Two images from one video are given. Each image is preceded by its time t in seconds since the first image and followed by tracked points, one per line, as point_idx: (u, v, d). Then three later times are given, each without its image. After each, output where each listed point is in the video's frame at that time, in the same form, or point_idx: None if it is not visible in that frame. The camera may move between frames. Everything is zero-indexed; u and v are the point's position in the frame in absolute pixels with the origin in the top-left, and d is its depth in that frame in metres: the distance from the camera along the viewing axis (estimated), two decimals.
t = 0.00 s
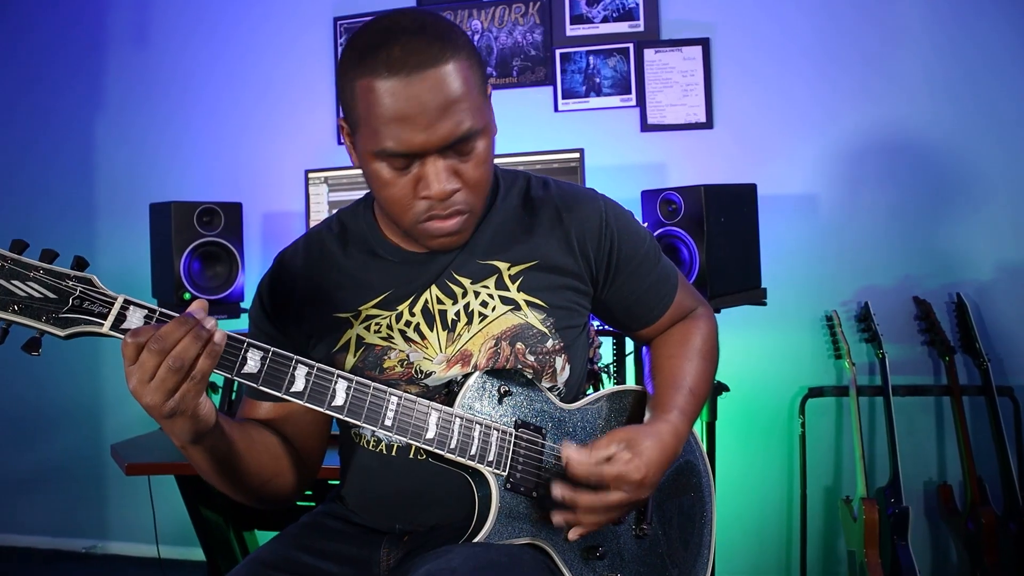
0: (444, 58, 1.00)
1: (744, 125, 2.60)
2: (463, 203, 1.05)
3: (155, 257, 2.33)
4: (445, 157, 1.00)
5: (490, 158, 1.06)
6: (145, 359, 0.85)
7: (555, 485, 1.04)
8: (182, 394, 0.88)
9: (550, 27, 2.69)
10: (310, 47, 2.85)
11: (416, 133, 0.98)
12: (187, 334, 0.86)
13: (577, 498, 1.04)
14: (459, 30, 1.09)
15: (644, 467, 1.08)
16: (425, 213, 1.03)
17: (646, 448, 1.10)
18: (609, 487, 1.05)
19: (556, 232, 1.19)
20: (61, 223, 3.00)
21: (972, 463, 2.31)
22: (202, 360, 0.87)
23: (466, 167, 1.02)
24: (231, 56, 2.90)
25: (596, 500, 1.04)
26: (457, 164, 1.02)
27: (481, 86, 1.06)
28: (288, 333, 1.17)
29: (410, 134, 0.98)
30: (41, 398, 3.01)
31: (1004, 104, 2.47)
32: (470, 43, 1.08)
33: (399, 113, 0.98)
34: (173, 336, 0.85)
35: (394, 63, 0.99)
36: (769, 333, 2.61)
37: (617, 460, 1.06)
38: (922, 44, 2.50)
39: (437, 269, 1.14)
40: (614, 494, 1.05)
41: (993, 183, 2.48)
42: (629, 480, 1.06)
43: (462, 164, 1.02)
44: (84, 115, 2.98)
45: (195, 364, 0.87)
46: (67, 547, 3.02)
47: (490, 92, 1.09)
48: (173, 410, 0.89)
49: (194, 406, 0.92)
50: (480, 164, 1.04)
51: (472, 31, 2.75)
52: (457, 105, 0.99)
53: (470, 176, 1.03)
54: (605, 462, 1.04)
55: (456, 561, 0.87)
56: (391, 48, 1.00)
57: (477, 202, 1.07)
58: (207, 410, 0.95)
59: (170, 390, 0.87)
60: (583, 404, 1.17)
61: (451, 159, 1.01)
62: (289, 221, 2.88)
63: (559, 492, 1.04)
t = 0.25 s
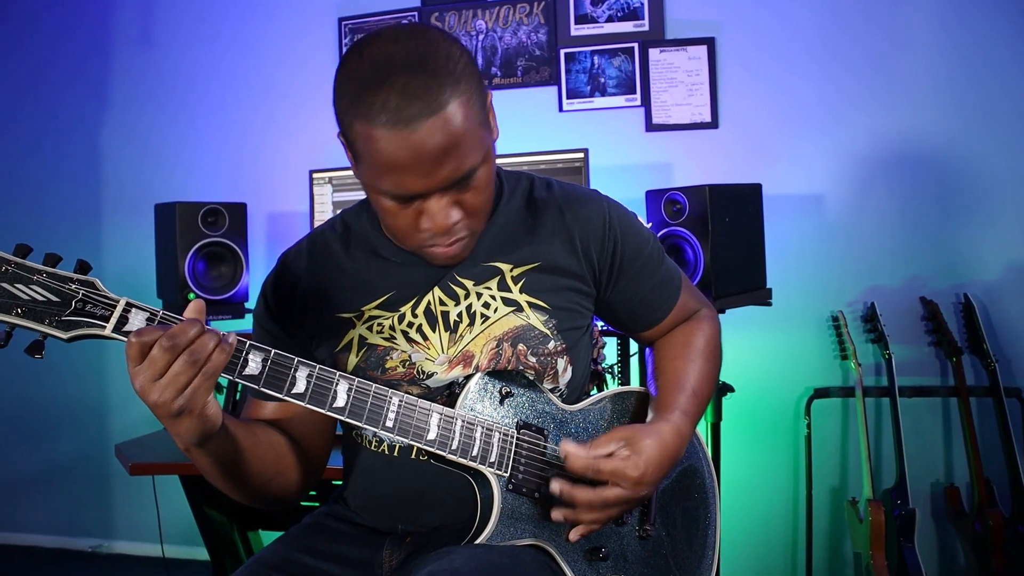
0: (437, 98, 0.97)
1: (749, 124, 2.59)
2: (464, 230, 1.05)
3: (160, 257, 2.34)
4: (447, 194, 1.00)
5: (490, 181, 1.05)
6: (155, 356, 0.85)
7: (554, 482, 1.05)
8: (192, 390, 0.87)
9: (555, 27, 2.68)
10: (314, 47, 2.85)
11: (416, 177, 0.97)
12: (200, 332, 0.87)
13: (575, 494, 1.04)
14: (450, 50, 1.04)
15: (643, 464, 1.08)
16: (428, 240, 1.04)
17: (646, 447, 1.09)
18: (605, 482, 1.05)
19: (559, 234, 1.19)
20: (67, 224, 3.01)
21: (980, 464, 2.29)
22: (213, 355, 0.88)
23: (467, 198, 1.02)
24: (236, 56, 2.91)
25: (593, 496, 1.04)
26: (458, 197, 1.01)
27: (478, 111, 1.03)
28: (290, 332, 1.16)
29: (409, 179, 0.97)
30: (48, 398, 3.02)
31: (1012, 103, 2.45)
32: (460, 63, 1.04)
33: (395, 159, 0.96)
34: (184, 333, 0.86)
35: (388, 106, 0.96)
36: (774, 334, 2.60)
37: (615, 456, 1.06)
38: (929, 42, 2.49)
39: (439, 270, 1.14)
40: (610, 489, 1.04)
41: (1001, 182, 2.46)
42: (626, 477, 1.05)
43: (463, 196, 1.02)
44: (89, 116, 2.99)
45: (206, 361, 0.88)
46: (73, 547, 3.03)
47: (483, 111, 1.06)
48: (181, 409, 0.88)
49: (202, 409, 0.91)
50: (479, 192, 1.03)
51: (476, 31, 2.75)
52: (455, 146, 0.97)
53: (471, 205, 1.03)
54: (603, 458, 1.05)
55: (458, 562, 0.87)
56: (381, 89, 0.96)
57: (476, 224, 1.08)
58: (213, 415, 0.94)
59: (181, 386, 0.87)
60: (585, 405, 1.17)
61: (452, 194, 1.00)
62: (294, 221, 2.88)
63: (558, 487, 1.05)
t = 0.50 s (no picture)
0: (406, 71, 1.00)
1: (755, 124, 2.58)
2: (408, 216, 1.03)
3: (165, 257, 2.34)
4: (387, 167, 0.99)
5: (447, 175, 1.03)
6: (152, 355, 0.85)
7: (557, 477, 1.03)
8: (188, 389, 0.87)
9: (559, 27, 2.68)
10: (319, 47, 2.85)
11: (356, 139, 0.98)
12: (194, 327, 0.86)
13: (578, 493, 1.03)
14: (447, 40, 1.08)
15: (648, 467, 1.08)
16: (369, 218, 1.03)
17: (651, 450, 1.09)
18: (609, 483, 1.05)
19: (563, 234, 1.18)
20: (73, 224, 3.02)
21: (987, 466, 2.27)
22: (207, 354, 0.87)
23: (411, 179, 1.00)
24: (241, 57, 2.91)
25: (596, 496, 1.04)
26: (402, 175, 1.00)
27: (451, 102, 1.05)
28: (293, 333, 1.16)
29: (355, 139, 0.98)
30: (53, 398, 3.03)
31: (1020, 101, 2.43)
32: (449, 55, 1.07)
33: (346, 120, 0.99)
34: (181, 330, 0.85)
35: (359, 67, 1.00)
36: (780, 334, 2.59)
37: (621, 458, 1.06)
38: (936, 41, 2.47)
39: (442, 270, 1.14)
40: (615, 490, 1.04)
41: (1008, 182, 2.44)
42: (631, 479, 1.05)
43: (406, 175, 1.00)
44: (95, 117, 3.00)
45: (201, 359, 0.87)
46: (78, 546, 3.04)
47: (461, 106, 1.07)
48: (180, 406, 0.89)
49: (201, 404, 0.91)
50: (428, 178, 1.01)
51: (481, 31, 2.75)
52: (405, 118, 0.99)
53: (415, 191, 1.01)
54: (609, 459, 1.05)
55: (458, 563, 0.87)
56: (354, 54, 1.02)
57: (429, 217, 1.05)
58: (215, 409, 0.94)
59: (177, 385, 0.87)
60: (590, 406, 1.17)
61: (393, 170, 0.99)
62: (298, 222, 2.88)
63: (561, 484, 1.02)
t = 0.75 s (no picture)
0: (404, 109, 0.97)
1: (760, 124, 2.57)
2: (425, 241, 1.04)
3: (170, 258, 2.35)
4: (400, 205, 0.99)
5: (456, 198, 1.03)
6: (153, 357, 0.85)
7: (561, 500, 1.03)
8: (186, 392, 0.87)
9: (564, 26, 2.67)
10: (324, 48, 2.86)
11: (366, 186, 0.97)
12: (198, 332, 0.87)
13: (583, 511, 1.02)
14: (434, 63, 1.05)
15: (648, 473, 1.07)
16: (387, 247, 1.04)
17: (650, 455, 1.08)
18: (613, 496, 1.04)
19: (565, 234, 1.18)
20: (80, 224, 3.03)
21: (995, 467, 2.26)
22: (208, 359, 0.87)
23: (426, 210, 1.00)
24: (246, 58, 2.92)
25: (602, 511, 1.03)
26: (415, 209, 1.00)
27: (451, 126, 1.03)
28: (295, 334, 1.16)
29: (364, 185, 0.97)
30: (60, 397, 3.04)
31: None
32: (440, 80, 1.04)
33: (351, 164, 0.97)
34: (183, 334, 0.86)
35: (350, 109, 0.97)
36: (786, 335, 2.58)
37: (620, 469, 1.05)
38: (942, 40, 2.46)
39: (443, 271, 1.13)
40: (620, 503, 1.04)
41: (1017, 181, 2.42)
42: (634, 488, 1.05)
43: (421, 209, 1.00)
44: (101, 118, 3.01)
45: (201, 364, 0.87)
46: (85, 545, 3.05)
47: (461, 128, 1.05)
48: (177, 409, 0.88)
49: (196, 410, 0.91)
50: (441, 206, 1.01)
51: (485, 31, 2.75)
52: (414, 158, 0.97)
53: (431, 220, 1.02)
54: (608, 474, 1.04)
55: (457, 564, 0.87)
56: (345, 97, 0.98)
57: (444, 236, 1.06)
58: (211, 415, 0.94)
59: (175, 388, 0.86)
60: (592, 406, 1.16)
61: (407, 206, 0.99)
62: (303, 222, 2.89)
63: (566, 506, 1.02)
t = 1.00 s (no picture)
0: (450, 65, 0.99)
1: (766, 123, 2.56)
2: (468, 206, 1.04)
3: (175, 258, 2.36)
4: (448, 163, 0.99)
5: (493, 162, 1.05)
6: (143, 362, 0.85)
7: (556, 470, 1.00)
8: (180, 397, 0.88)
9: (569, 26, 2.67)
10: (329, 48, 2.86)
11: (417, 141, 0.97)
12: (184, 336, 0.86)
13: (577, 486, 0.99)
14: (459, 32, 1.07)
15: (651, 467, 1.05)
16: (428, 217, 1.03)
17: (656, 450, 1.07)
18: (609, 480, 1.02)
19: (566, 234, 1.17)
20: (86, 225, 3.04)
21: (1002, 469, 2.24)
22: (198, 364, 0.87)
23: (470, 171, 1.01)
24: (251, 59, 2.93)
25: (594, 492, 1.00)
26: (461, 168, 1.01)
27: (483, 91, 1.05)
28: (295, 335, 1.16)
29: (414, 140, 0.97)
30: (67, 397, 3.06)
31: None
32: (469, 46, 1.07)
33: (397, 122, 0.97)
34: (168, 339, 0.85)
35: (391, 67, 0.98)
36: (791, 335, 2.56)
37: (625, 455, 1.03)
38: (950, 38, 2.44)
39: (444, 271, 1.14)
40: (611, 489, 1.02)
41: None
42: (632, 478, 1.03)
43: (466, 169, 1.01)
44: (108, 119, 3.02)
45: (190, 368, 0.87)
46: (91, 544, 3.07)
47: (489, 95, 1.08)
48: (174, 411, 0.89)
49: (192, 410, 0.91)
50: (484, 167, 1.03)
51: (490, 31, 2.74)
52: (462, 114, 0.98)
53: (473, 183, 1.03)
54: (613, 455, 1.02)
55: (457, 566, 0.87)
56: (387, 57, 0.99)
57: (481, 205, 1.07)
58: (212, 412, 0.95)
59: (168, 392, 0.87)
60: (593, 407, 1.16)
61: (454, 164, 1.00)
62: (308, 222, 2.89)
63: (561, 476, 0.99)
